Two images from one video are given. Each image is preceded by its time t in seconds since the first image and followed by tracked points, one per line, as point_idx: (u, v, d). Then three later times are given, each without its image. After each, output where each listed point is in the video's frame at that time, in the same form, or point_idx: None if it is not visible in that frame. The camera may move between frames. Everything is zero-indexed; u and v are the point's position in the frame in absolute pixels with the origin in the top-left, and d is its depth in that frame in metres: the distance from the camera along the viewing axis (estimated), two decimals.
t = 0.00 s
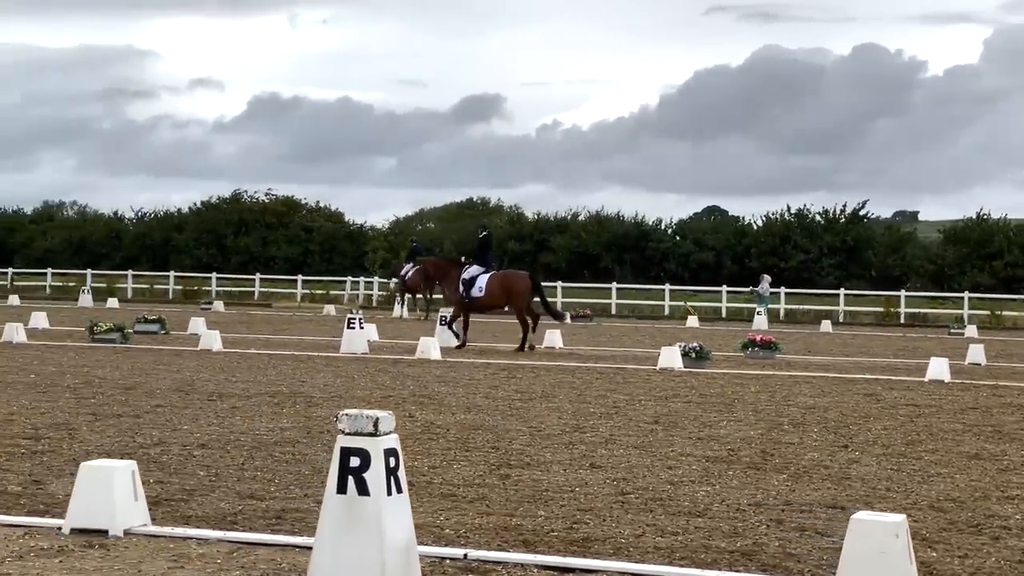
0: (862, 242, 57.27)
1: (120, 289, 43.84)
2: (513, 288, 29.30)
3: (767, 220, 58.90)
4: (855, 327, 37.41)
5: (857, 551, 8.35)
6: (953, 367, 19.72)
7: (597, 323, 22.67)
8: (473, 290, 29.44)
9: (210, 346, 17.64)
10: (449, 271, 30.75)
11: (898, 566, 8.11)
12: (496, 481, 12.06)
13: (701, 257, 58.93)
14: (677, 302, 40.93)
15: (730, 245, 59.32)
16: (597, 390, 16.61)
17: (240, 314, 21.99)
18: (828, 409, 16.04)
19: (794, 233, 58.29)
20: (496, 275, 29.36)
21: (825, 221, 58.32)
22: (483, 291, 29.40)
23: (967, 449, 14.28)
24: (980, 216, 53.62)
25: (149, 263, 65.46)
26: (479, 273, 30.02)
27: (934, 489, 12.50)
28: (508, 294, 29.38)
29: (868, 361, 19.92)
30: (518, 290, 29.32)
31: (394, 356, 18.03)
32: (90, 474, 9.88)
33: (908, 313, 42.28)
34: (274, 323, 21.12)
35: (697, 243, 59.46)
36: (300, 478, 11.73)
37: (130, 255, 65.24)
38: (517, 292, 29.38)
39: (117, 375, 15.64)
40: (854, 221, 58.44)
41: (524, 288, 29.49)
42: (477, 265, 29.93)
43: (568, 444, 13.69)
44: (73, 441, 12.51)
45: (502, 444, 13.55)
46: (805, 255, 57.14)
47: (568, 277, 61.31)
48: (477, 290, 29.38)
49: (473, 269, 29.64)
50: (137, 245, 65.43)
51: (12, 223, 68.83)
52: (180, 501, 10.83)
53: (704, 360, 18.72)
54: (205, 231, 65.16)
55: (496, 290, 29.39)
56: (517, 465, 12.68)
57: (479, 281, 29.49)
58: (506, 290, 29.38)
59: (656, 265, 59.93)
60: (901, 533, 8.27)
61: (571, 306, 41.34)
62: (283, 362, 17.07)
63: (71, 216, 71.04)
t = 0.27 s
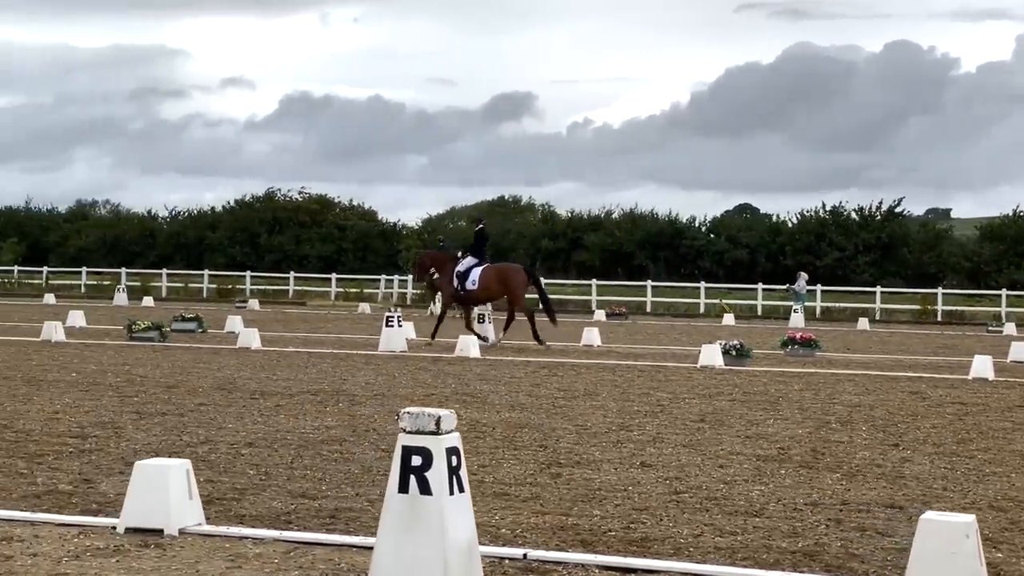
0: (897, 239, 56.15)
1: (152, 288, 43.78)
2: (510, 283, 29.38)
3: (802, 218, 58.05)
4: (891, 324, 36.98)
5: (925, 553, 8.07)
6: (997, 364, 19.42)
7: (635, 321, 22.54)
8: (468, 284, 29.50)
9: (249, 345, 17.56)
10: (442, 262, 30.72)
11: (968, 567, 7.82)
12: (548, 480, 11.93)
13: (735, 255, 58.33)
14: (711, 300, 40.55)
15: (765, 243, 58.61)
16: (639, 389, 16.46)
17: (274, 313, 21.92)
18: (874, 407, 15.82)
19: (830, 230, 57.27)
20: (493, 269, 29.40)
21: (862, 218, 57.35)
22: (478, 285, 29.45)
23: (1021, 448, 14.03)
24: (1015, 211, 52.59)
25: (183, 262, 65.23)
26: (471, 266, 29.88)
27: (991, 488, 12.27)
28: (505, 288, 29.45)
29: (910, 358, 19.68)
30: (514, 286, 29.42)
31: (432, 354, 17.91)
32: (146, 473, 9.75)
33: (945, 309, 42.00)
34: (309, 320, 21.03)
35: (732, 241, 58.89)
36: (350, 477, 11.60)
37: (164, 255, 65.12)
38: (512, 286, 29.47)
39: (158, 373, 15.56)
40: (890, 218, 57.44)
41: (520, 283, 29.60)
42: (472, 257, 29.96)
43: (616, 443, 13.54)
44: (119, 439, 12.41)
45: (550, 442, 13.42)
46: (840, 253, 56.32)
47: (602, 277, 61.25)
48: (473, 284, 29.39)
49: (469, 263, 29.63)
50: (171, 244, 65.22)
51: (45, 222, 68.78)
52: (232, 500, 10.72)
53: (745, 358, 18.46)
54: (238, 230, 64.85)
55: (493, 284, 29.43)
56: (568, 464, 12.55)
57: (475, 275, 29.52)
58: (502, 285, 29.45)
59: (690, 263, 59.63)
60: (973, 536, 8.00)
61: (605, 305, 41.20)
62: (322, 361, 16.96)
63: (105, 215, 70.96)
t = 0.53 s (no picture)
0: (931, 237, 55.25)
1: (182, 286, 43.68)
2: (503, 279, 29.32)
3: (834, 216, 57.27)
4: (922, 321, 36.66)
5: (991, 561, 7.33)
6: None
7: (668, 319, 22.42)
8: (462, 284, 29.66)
9: (284, 345, 17.49)
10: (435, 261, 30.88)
11: None
12: (596, 482, 11.81)
13: (768, 253, 57.67)
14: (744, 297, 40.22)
15: (797, 240, 57.94)
16: (679, 388, 16.32)
17: (307, 311, 21.88)
18: (919, 407, 15.64)
19: (863, 227, 56.45)
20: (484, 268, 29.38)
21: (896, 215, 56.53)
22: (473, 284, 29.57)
23: None
24: None
25: (215, 259, 64.84)
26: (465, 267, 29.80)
27: None
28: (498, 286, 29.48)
29: (948, 357, 19.50)
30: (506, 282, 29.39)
31: (469, 354, 17.81)
32: (198, 476, 9.65)
33: (983, 306, 41.51)
34: (342, 319, 20.97)
35: (764, 238, 58.20)
36: (398, 479, 11.50)
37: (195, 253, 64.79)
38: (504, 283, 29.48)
39: (197, 373, 15.50)
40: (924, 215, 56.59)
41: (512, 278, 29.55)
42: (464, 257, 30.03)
43: (662, 443, 13.41)
44: (163, 440, 12.34)
45: (594, 443, 13.30)
46: (874, 250, 55.49)
47: (634, 274, 60.35)
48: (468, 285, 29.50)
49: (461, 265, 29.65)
50: (203, 242, 64.90)
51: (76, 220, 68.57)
52: (282, 502, 10.63)
53: (783, 357, 18.23)
54: (270, 228, 64.26)
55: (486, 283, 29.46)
56: (615, 465, 12.42)
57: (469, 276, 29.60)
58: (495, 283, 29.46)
59: (723, 260, 59.08)
60: None
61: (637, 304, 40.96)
62: (359, 360, 16.87)
63: (137, 213, 70.68)
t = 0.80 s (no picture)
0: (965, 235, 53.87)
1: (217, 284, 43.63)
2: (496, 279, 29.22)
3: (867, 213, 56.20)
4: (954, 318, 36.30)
5: None
6: None
7: (702, 316, 22.32)
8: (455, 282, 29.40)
9: (321, 342, 17.39)
10: (429, 257, 30.54)
11: None
12: (646, 480, 11.72)
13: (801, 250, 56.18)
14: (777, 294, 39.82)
15: (830, 237, 56.62)
16: (720, 385, 16.22)
17: (341, 309, 21.88)
18: (963, 405, 15.50)
19: (897, 224, 55.30)
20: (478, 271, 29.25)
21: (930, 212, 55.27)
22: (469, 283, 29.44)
23: None
24: None
25: (247, 258, 64.15)
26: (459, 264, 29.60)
27: None
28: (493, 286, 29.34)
29: (988, 354, 19.32)
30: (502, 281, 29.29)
31: (506, 352, 17.75)
32: (253, 476, 9.57)
33: (1017, 303, 41.33)
34: (376, 317, 20.94)
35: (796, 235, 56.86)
36: (447, 477, 11.42)
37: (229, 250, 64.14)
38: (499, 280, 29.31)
39: (238, 370, 15.46)
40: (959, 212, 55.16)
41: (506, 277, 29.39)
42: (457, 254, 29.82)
43: (708, 441, 13.30)
44: (210, 437, 12.28)
45: (640, 441, 13.21)
46: (908, 247, 54.19)
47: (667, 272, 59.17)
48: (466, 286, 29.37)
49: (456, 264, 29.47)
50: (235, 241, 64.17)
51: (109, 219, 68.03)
52: (333, 500, 10.55)
53: (822, 354, 18.06)
54: (302, 226, 63.53)
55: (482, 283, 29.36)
56: (663, 463, 12.33)
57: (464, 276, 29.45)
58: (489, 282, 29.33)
59: (755, 258, 57.77)
60: None
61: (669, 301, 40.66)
62: (398, 358, 16.80)
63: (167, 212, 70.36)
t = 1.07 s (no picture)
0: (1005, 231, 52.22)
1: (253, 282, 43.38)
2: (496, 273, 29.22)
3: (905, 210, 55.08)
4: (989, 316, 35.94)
5: None
6: None
7: (741, 314, 22.26)
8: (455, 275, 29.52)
9: (363, 340, 17.37)
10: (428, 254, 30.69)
11: None
12: (704, 479, 11.62)
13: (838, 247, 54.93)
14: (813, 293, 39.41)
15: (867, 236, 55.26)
16: (765, 383, 16.15)
17: (380, 309, 21.88)
18: (1013, 404, 15.35)
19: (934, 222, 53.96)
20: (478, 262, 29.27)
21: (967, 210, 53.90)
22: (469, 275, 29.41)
23: None
24: None
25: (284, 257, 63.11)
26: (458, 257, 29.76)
27: None
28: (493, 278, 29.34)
29: None
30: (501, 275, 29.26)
31: (548, 350, 17.71)
32: (316, 475, 9.49)
33: None
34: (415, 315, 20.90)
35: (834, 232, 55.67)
36: (503, 475, 11.35)
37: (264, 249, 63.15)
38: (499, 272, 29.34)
39: (283, 368, 15.41)
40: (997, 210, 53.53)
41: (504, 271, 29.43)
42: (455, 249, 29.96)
43: (761, 440, 13.19)
44: (263, 435, 12.24)
45: (693, 439, 13.11)
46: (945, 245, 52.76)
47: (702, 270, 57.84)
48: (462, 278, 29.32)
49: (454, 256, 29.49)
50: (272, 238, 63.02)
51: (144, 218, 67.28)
52: (392, 499, 10.49)
53: (867, 352, 17.96)
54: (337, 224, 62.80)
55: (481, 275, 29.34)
56: (719, 462, 12.22)
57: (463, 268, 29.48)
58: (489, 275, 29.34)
59: (791, 255, 56.23)
60: None
61: (706, 301, 40.46)
62: (441, 356, 16.77)
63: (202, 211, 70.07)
